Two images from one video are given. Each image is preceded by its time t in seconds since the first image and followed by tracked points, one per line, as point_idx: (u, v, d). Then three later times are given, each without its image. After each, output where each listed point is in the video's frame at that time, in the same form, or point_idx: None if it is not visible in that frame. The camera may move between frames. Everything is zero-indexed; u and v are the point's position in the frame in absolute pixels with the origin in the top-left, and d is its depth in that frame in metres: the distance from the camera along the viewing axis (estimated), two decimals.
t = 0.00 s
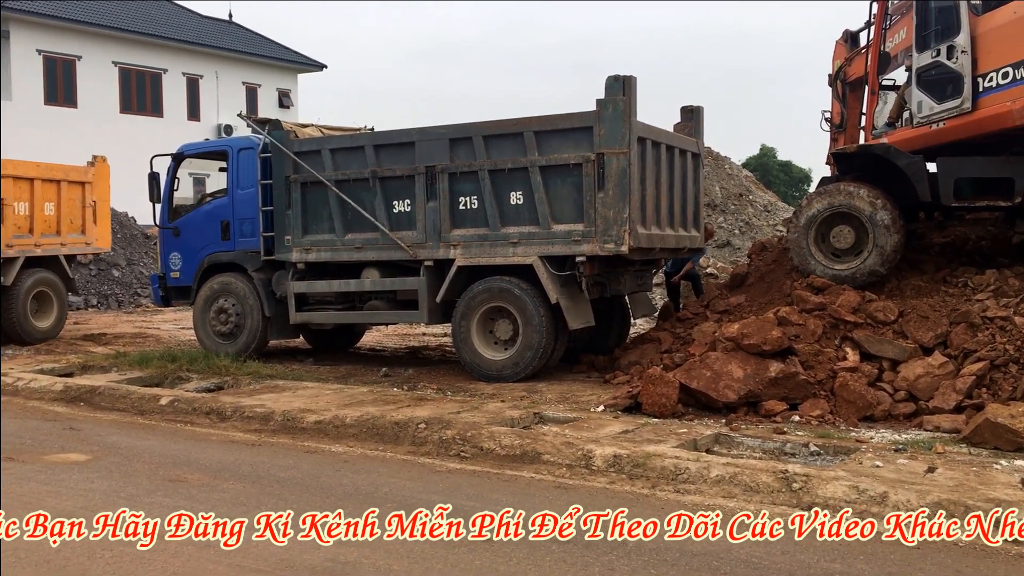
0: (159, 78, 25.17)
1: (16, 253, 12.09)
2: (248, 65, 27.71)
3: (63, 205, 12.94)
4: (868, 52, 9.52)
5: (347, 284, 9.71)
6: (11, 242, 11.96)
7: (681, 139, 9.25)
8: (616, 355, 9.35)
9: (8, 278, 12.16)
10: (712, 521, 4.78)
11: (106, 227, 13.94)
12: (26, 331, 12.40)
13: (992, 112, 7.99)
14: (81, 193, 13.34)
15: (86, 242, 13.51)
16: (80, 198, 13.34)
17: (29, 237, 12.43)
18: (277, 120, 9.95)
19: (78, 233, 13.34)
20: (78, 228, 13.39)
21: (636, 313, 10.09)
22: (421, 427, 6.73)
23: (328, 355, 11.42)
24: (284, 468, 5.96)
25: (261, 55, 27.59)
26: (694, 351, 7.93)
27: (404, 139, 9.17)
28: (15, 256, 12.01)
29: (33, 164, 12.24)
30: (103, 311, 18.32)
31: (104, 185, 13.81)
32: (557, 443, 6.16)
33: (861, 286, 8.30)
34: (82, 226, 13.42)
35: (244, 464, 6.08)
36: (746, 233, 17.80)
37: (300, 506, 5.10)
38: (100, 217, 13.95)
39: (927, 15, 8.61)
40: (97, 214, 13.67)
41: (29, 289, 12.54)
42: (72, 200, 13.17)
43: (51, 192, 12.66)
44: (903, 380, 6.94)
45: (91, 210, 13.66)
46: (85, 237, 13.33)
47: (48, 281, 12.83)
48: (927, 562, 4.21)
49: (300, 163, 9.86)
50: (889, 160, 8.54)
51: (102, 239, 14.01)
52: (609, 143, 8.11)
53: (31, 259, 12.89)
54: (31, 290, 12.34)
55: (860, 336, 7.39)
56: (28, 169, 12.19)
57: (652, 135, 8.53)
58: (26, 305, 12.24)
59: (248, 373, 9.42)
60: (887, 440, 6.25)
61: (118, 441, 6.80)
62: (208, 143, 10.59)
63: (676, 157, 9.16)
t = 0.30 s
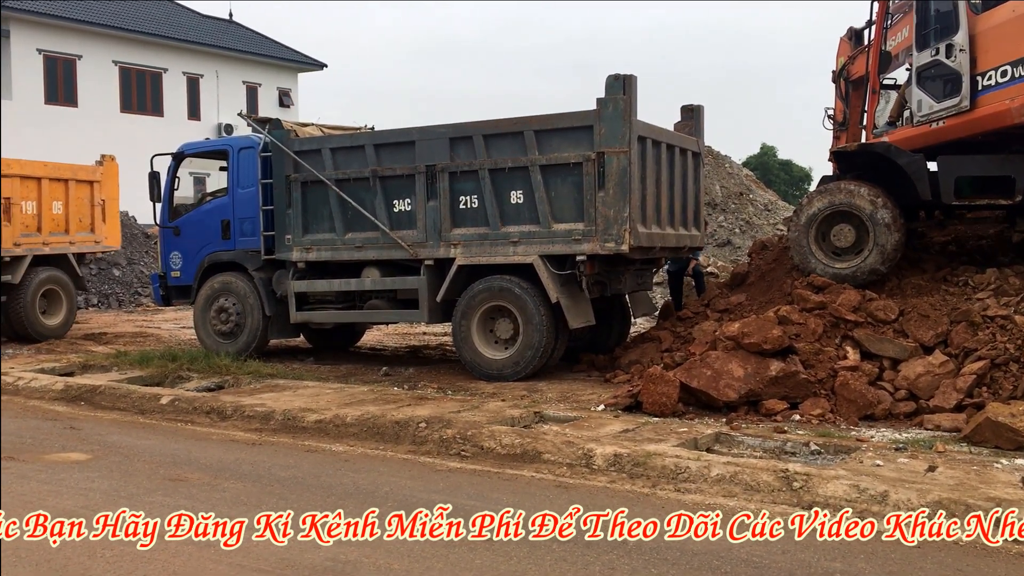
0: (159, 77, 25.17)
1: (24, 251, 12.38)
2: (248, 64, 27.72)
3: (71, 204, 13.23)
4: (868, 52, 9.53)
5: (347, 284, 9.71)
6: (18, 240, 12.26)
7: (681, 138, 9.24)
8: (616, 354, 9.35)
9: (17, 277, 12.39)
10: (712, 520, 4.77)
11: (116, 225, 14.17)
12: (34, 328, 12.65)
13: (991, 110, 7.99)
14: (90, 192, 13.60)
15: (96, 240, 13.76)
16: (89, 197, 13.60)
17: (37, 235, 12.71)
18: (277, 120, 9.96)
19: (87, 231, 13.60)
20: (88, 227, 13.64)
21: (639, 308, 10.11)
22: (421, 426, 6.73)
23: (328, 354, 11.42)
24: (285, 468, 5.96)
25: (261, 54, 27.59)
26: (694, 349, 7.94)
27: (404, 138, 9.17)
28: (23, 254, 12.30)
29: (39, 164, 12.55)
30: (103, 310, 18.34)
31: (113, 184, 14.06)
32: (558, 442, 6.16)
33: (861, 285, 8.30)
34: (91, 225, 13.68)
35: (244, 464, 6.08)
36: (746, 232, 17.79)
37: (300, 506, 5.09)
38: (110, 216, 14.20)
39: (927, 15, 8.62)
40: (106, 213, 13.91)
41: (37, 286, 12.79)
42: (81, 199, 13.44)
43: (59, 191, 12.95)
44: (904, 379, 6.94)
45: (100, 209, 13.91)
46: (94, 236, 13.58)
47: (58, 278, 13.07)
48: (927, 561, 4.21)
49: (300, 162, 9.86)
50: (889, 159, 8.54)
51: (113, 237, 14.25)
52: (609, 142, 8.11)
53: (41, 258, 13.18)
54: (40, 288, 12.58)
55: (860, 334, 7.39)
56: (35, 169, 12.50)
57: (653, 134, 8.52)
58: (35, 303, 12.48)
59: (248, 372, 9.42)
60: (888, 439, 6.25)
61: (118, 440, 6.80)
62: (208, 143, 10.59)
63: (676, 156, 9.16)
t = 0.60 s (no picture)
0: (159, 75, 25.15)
1: (32, 249, 12.61)
2: (248, 63, 27.70)
3: (80, 203, 13.46)
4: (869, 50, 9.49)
5: (347, 282, 9.71)
6: (27, 237, 12.51)
7: (680, 136, 9.22)
8: (616, 353, 9.34)
9: (24, 275, 12.61)
10: (713, 520, 4.76)
11: (125, 224, 14.35)
12: (43, 326, 12.85)
13: (989, 110, 7.99)
14: (98, 191, 13.81)
15: (105, 240, 13.94)
16: (98, 196, 13.81)
17: (46, 234, 12.94)
18: (277, 118, 9.96)
19: (97, 230, 13.79)
20: (97, 226, 13.84)
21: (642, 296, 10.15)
22: (421, 425, 6.73)
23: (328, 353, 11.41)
24: (285, 467, 5.96)
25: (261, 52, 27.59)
26: (694, 348, 7.94)
27: (404, 137, 9.17)
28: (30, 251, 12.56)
29: (46, 164, 12.83)
30: (103, 309, 18.35)
31: (122, 182, 14.25)
32: (557, 441, 6.15)
33: (861, 284, 8.30)
34: (100, 223, 13.87)
35: (244, 462, 6.07)
36: (746, 230, 17.77)
37: (300, 505, 5.08)
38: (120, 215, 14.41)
39: (927, 14, 8.60)
40: (116, 211, 14.09)
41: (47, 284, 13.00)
42: (89, 199, 13.66)
43: (67, 190, 13.22)
44: (904, 378, 6.94)
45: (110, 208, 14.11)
46: (104, 234, 13.77)
47: (67, 277, 13.27)
48: (928, 560, 4.21)
49: (300, 160, 9.86)
50: (889, 158, 8.54)
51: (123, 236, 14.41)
52: (609, 141, 8.10)
53: (51, 257, 13.41)
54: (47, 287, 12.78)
55: (860, 333, 7.39)
56: (42, 168, 12.79)
57: (653, 133, 8.52)
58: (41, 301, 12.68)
59: (248, 371, 9.41)
60: (888, 438, 6.25)
61: (118, 439, 6.80)
62: (208, 141, 10.58)
63: (676, 155, 9.15)
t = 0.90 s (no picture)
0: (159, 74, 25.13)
1: (40, 246, 12.77)
2: (249, 61, 27.69)
3: (88, 201, 13.65)
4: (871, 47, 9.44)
5: (348, 281, 9.70)
6: (35, 235, 12.68)
7: (682, 136, 9.21)
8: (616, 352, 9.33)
9: (32, 272, 12.67)
10: (714, 520, 4.75)
11: (134, 221, 14.55)
12: (52, 323, 12.92)
13: (990, 109, 7.98)
14: (107, 188, 13.99)
15: (114, 237, 14.14)
16: (106, 194, 13.99)
17: (53, 232, 13.12)
18: (278, 117, 9.96)
19: (105, 227, 14.00)
20: (105, 223, 14.05)
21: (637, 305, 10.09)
22: (421, 424, 6.72)
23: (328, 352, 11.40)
24: (285, 466, 5.95)
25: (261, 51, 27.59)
26: (694, 347, 7.94)
27: (404, 136, 9.17)
28: (39, 249, 12.69)
29: (54, 162, 12.99)
30: (104, 308, 18.36)
31: (131, 180, 14.44)
32: (558, 440, 6.15)
33: (862, 283, 8.29)
34: (109, 221, 14.08)
35: (245, 461, 6.07)
36: (747, 230, 17.72)
37: (300, 505, 5.06)
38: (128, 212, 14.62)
39: (927, 13, 8.59)
40: (124, 209, 14.29)
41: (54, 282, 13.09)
42: (97, 196, 13.84)
43: (76, 188, 13.42)
44: (905, 377, 6.93)
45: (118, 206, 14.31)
46: (112, 231, 13.98)
47: (74, 274, 13.36)
48: (929, 559, 4.21)
49: (300, 159, 9.86)
50: (890, 157, 8.54)
51: (132, 233, 14.62)
52: (610, 140, 8.10)
53: (60, 255, 13.53)
54: (55, 283, 12.86)
55: (861, 333, 7.38)
56: (50, 166, 12.94)
57: (653, 132, 8.51)
58: (50, 298, 12.74)
59: (248, 370, 9.41)
60: (889, 437, 6.24)
61: (119, 438, 6.79)
62: (208, 140, 10.59)
63: (676, 154, 9.15)
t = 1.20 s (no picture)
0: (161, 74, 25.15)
1: (50, 245, 12.92)
2: (250, 61, 27.71)
3: (99, 201, 13.78)
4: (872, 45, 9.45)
5: (349, 281, 9.70)
6: (44, 235, 12.77)
7: (683, 135, 9.21)
8: (618, 352, 9.33)
9: (43, 271, 12.80)
10: (714, 520, 4.75)
11: (145, 220, 14.69)
12: (63, 322, 13.06)
13: (993, 109, 7.97)
14: (118, 188, 14.10)
15: (125, 236, 14.27)
16: (117, 193, 14.11)
17: (63, 232, 13.23)
18: (279, 117, 9.96)
19: (116, 227, 14.12)
20: (117, 223, 14.17)
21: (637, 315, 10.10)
22: (423, 424, 6.72)
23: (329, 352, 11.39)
24: (286, 465, 5.95)
25: (263, 51, 27.61)
26: (696, 348, 7.94)
27: (406, 136, 9.17)
28: (49, 248, 12.81)
29: (64, 163, 13.12)
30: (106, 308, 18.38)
31: (143, 180, 14.59)
32: (559, 440, 6.15)
33: (864, 283, 8.29)
34: (120, 220, 14.21)
35: (246, 461, 6.07)
36: (749, 230, 17.71)
37: (300, 505, 5.06)
38: (139, 212, 14.74)
39: (930, 13, 8.58)
40: (136, 208, 14.42)
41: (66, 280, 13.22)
42: (109, 195, 13.96)
43: (86, 187, 13.56)
44: (906, 377, 6.93)
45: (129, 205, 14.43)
46: (122, 231, 14.10)
47: (86, 273, 13.48)
48: (930, 559, 4.21)
49: (302, 159, 9.86)
50: (892, 157, 8.54)
51: (143, 233, 14.76)
52: (611, 140, 8.09)
53: (71, 254, 13.68)
54: (65, 282, 12.99)
55: (863, 333, 7.38)
56: (61, 166, 13.11)
57: (655, 132, 8.51)
58: (60, 297, 12.87)
59: (249, 369, 9.42)
60: (890, 437, 6.24)
61: (120, 437, 6.80)
62: (210, 140, 10.59)
63: (678, 154, 9.14)
